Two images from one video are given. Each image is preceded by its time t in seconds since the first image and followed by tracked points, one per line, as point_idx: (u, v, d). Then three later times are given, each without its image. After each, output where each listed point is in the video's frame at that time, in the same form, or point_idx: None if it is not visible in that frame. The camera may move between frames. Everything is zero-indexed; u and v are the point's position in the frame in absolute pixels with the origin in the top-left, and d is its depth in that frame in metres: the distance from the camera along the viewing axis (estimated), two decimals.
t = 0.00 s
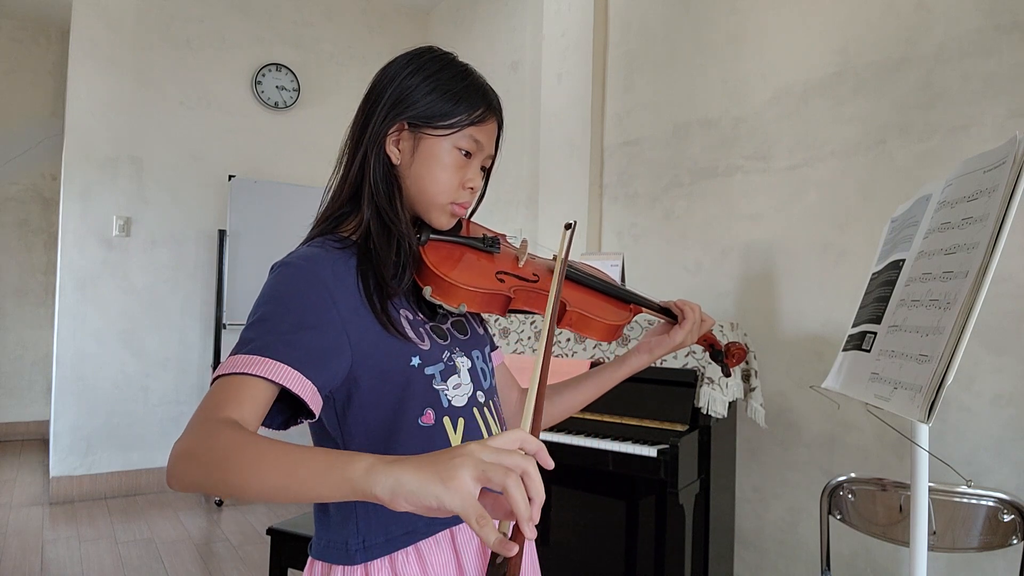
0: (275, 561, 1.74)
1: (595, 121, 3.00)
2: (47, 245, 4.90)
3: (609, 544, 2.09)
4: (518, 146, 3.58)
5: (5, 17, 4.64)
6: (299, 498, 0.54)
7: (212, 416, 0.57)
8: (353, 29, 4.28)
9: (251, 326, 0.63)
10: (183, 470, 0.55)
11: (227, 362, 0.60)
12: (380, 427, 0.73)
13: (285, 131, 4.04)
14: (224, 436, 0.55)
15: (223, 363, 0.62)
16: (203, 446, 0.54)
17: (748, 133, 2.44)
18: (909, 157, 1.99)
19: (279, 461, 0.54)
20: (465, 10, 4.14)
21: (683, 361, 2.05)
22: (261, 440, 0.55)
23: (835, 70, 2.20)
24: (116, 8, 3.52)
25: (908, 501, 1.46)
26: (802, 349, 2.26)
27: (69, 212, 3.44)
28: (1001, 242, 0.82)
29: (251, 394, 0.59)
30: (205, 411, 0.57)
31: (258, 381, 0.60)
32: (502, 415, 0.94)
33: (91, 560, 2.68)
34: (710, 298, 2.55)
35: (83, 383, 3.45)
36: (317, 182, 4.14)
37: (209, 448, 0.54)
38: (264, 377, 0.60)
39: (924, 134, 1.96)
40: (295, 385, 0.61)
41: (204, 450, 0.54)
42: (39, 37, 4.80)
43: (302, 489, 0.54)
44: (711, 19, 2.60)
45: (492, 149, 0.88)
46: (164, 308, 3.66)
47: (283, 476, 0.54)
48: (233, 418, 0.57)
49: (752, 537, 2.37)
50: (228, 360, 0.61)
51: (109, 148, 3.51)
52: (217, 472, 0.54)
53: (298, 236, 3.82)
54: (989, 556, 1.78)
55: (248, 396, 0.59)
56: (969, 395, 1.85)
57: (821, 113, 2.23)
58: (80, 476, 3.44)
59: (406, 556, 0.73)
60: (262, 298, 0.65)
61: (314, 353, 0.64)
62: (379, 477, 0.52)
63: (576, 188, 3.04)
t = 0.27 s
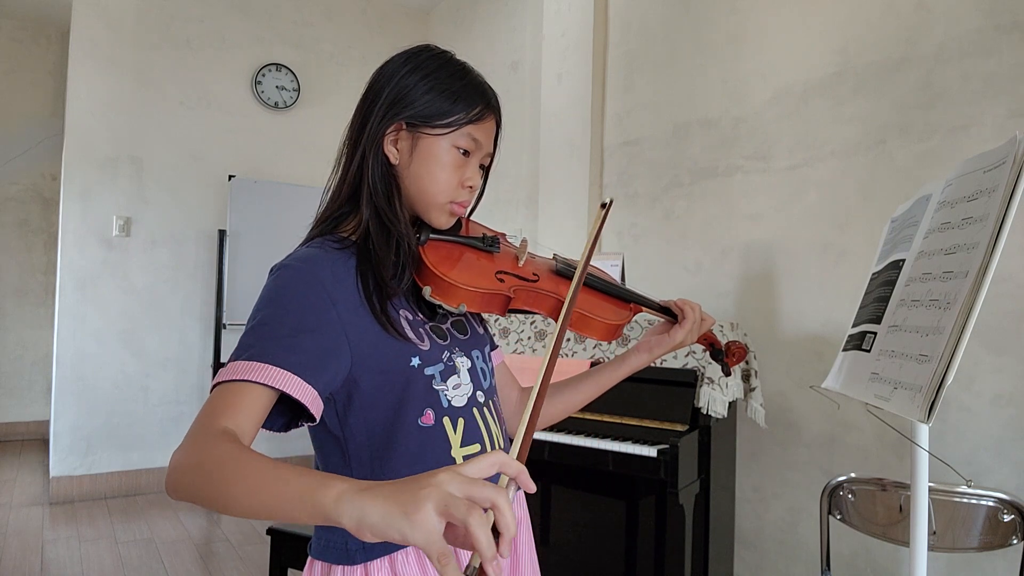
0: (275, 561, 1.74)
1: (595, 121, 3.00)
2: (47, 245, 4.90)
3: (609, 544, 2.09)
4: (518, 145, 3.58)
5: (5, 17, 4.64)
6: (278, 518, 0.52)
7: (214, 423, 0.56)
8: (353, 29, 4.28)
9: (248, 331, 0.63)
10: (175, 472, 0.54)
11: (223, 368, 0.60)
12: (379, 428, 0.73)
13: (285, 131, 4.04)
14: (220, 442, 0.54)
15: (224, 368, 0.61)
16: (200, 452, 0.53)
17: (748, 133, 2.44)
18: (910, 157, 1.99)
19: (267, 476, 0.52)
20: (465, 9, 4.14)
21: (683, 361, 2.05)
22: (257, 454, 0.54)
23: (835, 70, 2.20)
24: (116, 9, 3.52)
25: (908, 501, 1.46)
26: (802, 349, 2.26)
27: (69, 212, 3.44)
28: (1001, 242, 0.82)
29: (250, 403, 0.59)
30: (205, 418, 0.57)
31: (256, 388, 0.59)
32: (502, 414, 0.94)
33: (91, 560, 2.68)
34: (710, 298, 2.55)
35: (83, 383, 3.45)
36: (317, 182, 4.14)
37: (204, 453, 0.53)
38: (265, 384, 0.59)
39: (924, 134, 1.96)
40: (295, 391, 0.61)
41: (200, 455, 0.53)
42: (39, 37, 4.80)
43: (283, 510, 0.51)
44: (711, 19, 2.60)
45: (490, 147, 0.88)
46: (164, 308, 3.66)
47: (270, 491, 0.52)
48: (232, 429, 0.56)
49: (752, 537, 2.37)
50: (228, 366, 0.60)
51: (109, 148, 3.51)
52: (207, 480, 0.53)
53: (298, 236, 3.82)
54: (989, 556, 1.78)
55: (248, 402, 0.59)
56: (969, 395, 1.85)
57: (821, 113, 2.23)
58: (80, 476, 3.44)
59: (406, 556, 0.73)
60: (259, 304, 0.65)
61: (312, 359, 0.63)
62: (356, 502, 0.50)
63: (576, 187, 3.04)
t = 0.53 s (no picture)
0: (276, 561, 1.74)
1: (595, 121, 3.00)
2: (47, 245, 4.90)
3: (609, 544, 2.09)
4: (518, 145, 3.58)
5: (5, 17, 4.63)
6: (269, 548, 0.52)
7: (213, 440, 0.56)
8: (353, 29, 4.28)
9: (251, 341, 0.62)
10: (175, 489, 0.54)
11: (230, 382, 0.59)
12: (382, 427, 0.73)
13: (285, 131, 4.04)
14: (217, 461, 0.53)
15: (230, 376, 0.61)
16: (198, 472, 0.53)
17: (748, 133, 2.44)
18: (910, 157, 1.99)
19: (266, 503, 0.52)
20: (465, 9, 4.14)
21: (683, 361, 2.05)
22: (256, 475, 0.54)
23: (835, 70, 2.20)
24: (116, 9, 3.52)
25: (908, 501, 1.46)
26: (802, 350, 2.26)
27: (69, 212, 3.44)
28: (1001, 242, 0.82)
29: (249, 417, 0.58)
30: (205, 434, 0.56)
31: (254, 402, 0.59)
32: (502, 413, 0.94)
33: (91, 560, 2.68)
34: (710, 298, 2.55)
35: (83, 383, 3.45)
36: (317, 182, 4.14)
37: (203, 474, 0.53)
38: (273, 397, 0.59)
39: (924, 134, 1.96)
40: (303, 401, 0.61)
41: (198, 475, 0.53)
42: (39, 37, 4.80)
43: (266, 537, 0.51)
44: (711, 19, 2.61)
45: (489, 141, 0.88)
46: (164, 308, 3.66)
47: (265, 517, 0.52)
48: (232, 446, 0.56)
49: (752, 537, 2.37)
50: (233, 377, 0.60)
51: (109, 148, 3.51)
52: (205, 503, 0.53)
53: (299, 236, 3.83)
54: (989, 556, 1.78)
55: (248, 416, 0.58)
56: (969, 395, 1.86)
57: (821, 113, 2.23)
58: (80, 476, 3.44)
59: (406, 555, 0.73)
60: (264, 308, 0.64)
61: (318, 361, 0.63)
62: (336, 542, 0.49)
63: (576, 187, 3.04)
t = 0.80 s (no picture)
0: (276, 561, 1.74)
1: (595, 121, 3.00)
2: (47, 245, 4.90)
3: (609, 544, 2.09)
4: (518, 145, 3.58)
5: (5, 17, 4.63)
6: (305, 548, 0.61)
7: (236, 449, 0.61)
8: (353, 29, 4.28)
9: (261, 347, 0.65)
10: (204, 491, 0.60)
11: (239, 387, 0.63)
12: (385, 428, 0.72)
13: (285, 131, 4.04)
14: (247, 476, 0.60)
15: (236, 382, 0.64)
16: (228, 481, 0.59)
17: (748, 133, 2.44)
18: (910, 157, 1.99)
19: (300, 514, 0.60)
20: (465, 9, 4.14)
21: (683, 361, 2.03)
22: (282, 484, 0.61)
23: (835, 70, 2.20)
24: (116, 8, 3.52)
25: (908, 501, 1.46)
26: (802, 350, 2.26)
27: (69, 212, 3.44)
28: (1001, 242, 0.82)
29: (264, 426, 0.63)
30: (228, 441, 0.62)
31: (263, 412, 0.63)
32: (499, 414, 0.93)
33: (92, 560, 2.68)
34: (710, 298, 2.55)
35: (83, 383, 3.45)
36: (316, 182, 4.14)
37: (235, 484, 0.59)
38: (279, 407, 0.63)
39: (924, 134, 1.96)
40: (308, 409, 0.64)
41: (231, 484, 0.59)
42: (39, 37, 4.80)
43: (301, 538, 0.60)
44: (711, 19, 2.60)
45: (492, 127, 0.88)
46: (164, 308, 3.66)
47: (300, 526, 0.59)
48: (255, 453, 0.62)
49: (752, 537, 2.37)
50: (241, 387, 0.63)
51: (109, 148, 3.51)
52: (238, 509, 0.59)
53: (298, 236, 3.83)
54: (989, 556, 1.79)
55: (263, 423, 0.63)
56: (969, 395, 1.85)
57: (821, 112, 2.23)
58: (80, 476, 3.44)
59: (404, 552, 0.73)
60: (274, 313, 0.66)
61: (325, 367, 0.65)
62: (376, 562, 0.58)
63: (575, 187, 3.04)
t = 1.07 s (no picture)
0: (276, 562, 1.74)
1: (595, 121, 2.99)
2: (47, 245, 4.90)
3: (609, 544, 2.09)
4: (519, 145, 3.59)
5: (4, 17, 4.63)
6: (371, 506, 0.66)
7: (264, 454, 0.63)
8: (353, 29, 4.28)
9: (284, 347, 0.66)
10: (246, 502, 0.63)
11: (268, 389, 0.64)
12: (392, 427, 0.72)
13: (285, 131, 4.04)
14: (289, 470, 0.62)
15: (258, 390, 0.65)
16: (268, 485, 0.62)
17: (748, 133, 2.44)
18: (910, 157, 1.99)
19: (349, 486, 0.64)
20: (465, 9, 4.14)
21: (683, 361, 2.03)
22: (320, 467, 0.64)
23: (835, 70, 2.20)
24: (116, 8, 3.51)
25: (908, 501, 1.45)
26: (802, 350, 2.26)
27: (69, 212, 3.43)
28: (1001, 243, 0.82)
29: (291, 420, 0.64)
30: (255, 450, 0.63)
31: (289, 412, 0.64)
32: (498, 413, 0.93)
33: (92, 560, 2.68)
34: (710, 298, 2.55)
35: (83, 383, 3.45)
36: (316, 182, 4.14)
37: (277, 487, 0.62)
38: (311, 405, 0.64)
39: (925, 134, 1.96)
40: (330, 406, 0.65)
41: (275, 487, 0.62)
42: (39, 37, 4.80)
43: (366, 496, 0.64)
44: (711, 19, 2.60)
45: (489, 110, 0.88)
46: (164, 308, 3.66)
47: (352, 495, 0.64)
48: (284, 447, 0.64)
49: (752, 538, 2.37)
50: (264, 393, 0.64)
51: (109, 148, 3.51)
52: (288, 503, 0.63)
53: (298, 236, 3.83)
54: (989, 556, 1.79)
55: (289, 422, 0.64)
56: (969, 395, 1.85)
57: (821, 112, 2.23)
58: (80, 476, 3.44)
59: (406, 550, 0.73)
60: (292, 314, 0.66)
61: (346, 366, 0.66)
62: (442, 491, 0.64)
63: (575, 187, 3.03)
